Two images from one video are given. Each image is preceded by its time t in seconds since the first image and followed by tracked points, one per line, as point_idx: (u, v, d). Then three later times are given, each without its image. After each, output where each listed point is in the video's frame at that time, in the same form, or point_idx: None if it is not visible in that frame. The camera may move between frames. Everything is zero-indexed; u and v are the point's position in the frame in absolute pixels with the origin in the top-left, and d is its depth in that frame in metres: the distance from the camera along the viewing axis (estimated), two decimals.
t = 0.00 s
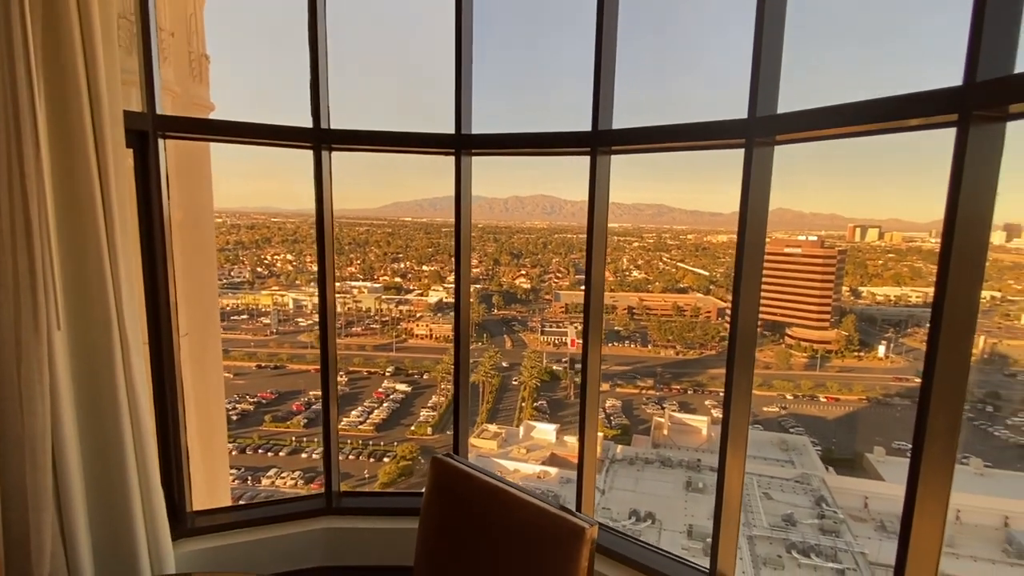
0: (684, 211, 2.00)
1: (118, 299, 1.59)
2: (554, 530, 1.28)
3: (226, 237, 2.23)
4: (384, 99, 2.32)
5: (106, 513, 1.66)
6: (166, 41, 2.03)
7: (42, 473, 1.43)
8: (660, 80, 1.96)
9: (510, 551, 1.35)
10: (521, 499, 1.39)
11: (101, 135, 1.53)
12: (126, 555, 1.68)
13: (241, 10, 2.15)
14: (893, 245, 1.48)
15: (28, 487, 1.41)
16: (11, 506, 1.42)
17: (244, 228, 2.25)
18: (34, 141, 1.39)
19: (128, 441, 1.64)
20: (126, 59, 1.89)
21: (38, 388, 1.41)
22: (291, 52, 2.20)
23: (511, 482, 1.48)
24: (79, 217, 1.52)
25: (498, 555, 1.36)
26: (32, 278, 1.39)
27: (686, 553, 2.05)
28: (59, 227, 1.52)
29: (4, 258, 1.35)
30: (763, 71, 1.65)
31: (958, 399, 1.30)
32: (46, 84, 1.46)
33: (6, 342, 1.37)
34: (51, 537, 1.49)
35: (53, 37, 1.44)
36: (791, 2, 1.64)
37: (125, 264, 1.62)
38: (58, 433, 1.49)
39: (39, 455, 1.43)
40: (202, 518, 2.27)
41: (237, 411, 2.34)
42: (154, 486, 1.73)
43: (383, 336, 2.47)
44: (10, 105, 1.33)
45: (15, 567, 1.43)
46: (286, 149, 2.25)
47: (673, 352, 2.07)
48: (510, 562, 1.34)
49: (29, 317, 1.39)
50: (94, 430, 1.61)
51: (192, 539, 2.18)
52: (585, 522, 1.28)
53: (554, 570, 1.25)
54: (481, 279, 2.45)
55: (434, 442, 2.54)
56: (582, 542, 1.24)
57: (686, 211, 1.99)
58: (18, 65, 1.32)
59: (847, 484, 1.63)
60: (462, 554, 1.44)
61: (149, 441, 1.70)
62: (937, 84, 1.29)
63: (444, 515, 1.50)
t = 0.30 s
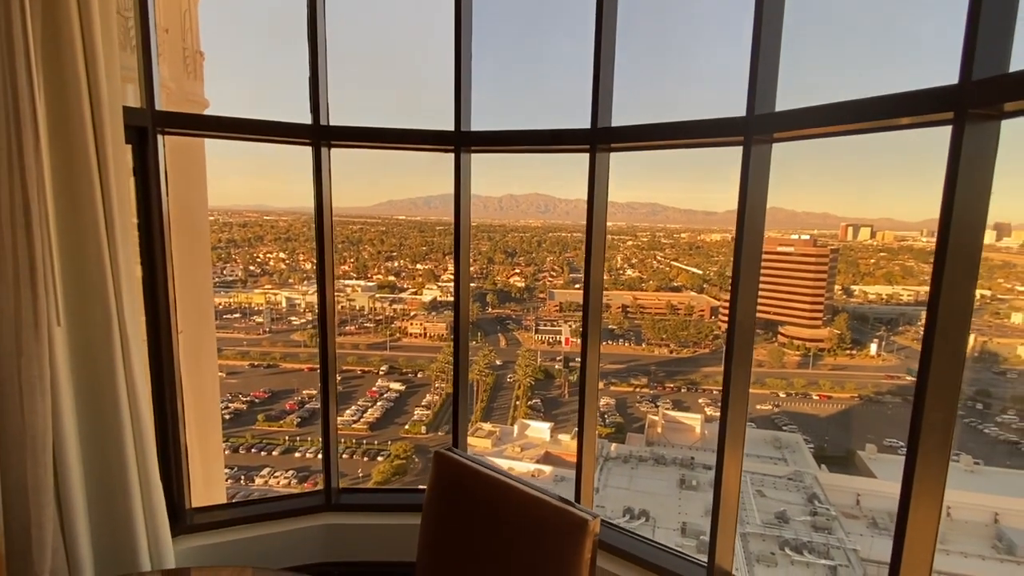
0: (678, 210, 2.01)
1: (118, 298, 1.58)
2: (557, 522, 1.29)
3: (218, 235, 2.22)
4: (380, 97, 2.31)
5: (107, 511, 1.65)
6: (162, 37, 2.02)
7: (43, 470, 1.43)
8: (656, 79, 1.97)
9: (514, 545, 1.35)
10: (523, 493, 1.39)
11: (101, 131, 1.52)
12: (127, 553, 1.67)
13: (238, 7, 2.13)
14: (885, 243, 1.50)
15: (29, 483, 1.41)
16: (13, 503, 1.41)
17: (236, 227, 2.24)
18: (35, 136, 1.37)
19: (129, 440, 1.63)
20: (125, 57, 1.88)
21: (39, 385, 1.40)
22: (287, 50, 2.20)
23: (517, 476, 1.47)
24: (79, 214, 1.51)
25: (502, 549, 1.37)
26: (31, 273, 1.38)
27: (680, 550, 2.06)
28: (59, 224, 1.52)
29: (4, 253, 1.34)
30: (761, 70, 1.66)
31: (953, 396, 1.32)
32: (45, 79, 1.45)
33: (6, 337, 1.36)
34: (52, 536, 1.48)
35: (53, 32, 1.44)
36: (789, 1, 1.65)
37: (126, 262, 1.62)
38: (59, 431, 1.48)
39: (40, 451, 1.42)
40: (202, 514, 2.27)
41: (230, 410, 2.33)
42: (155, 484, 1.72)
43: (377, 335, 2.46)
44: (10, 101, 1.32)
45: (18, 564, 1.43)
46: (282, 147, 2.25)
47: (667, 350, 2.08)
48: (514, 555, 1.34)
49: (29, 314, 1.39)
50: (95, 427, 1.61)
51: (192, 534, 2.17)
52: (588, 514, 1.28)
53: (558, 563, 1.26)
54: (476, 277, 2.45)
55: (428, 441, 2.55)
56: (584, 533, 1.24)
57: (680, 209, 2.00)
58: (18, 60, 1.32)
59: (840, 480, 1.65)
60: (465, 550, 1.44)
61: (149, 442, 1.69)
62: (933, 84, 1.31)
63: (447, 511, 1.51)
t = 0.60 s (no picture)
0: (688, 209, 2.00)
1: (130, 295, 1.59)
2: (565, 523, 1.29)
3: (228, 235, 2.23)
4: (389, 98, 2.31)
5: (119, 509, 1.67)
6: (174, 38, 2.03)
7: (56, 468, 1.44)
8: (666, 78, 1.96)
9: (522, 546, 1.35)
10: (532, 494, 1.39)
11: (114, 131, 1.53)
12: (138, 551, 1.69)
13: (248, 8, 2.15)
14: (896, 244, 1.49)
15: (41, 480, 1.42)
16: (25, 500, 1.43)
17: (247, 226, 2.25)
18: (49, 137, 1.39)
19: (140, 440, 1.65)
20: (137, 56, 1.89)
21: (52, 383, 1.42)
22: (297, 51, 2.21)
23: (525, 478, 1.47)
24: (92, 212, 1.53)
25: (510, 550, 1.37)
26: (45, 273, 1.39)
27: (688, 551, 2.05)
28: (73, 224, 1.53)
29: (18, 252, 1.36)
30: (774, 69, 1.64)
31: (968, 398, 1.29)
32: (60, 80, 1.47)
33: (20, 335, 1.38)
34: (64, 533, 1.49)
35: (66, 33, 1.45)
36: None
37: (138, 260, 1.63)
38: (72, 429, 1.50)
39: (52, 449, 1.43)
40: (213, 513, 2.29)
41: (240, 407, 2.34)
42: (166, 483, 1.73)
43: (385, 334, 2.47)
44: (24, 103, 1.34)
45: (31, 561, 1.44)
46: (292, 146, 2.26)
47: (675, 351, 2.07)
48: (522, 556, 1.34)
49: (42, 312, 1.40)
50: (107, 426, 1.63)
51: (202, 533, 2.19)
52: (597, 517, 1.28)
53: (565, 564, 1.26)
54: (484, 276, 2.45)
55: (436, 440, 2.55)
56: (592, 535, 1.24)
57: (689, 209, 1.99)
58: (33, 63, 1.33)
59: (849, 482, 1.65)
60: (473, 551, 1.44)
61: (160, 441, 1.71)
62: (950, 83, 1.29)
63: (455, 512, 1.51)
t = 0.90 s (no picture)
0: (698, 207, 1.98)
1: (138, 290, 1.60)
2: (571, 530, 1.28)
3: (241, 235, 2.24)
4: (398, 96, 2.32)
5: (126, 507, 1.68)
6: (184, 39, 2.04)
7: (63, 467, 1.46)
8: (676, 76, 1.94)
9: (527, 552, 1.34)
10: (538, 499, 1.38)
11: (122, 133, 1.54)
12: (145, 549, 1.70)
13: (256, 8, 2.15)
14: (909, 242, 1.46)
15: (49, 479, 1.44)
16: (33, 498, 1.45)
17: (259, 225, 2.26)
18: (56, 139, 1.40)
19: (147, 442, 1.66)
20: (145, 56, 1.89)
21: (59, 382, 1.43)
22: (306, 51, 2.21)
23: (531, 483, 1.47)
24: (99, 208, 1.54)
25: (514, 555, 1.37)
26: (53, 273, 1.41)
27: (697, 552, 2.04)
28: (82, 225, 1.55)
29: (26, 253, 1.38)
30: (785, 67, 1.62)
31: (985, 399, 1.27)
32: (69, 84, 1.48)
33: (28, 335, 1.40)
34: (71, 531, 1.51)
35: (74, 35, 1.46)
36: None
37: (145, 256, 1.64)
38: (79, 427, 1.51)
39: (60, 449, 1.45)
40: (219, 514, 2.29)
41: (252, 405, 2.36)
42: (174, 482, 1.75)
43: (396, 332, 2.47)
44: (32, 105, 1.36)
45: (38, 560, 1.46)
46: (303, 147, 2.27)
47: (686, 350, 2.06)
48: (527, 561, 1.34)
49: (50, 308, 1.42)
50: (114, 427, 1.64)
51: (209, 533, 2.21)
52: (603, 524, 1.27)
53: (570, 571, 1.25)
54: (493, 275, 2.45)
55: (446, 438, 2.55)
56: (599, 542, 1.23)
57: (700, 207, 1.97)
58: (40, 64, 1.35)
59: (861, 483, 1.62)
60: (477, 554, 1.44)
61: (168, 443, 1.72)
62: (966, 79, 1.27)
63: (461, 514, 1.51)
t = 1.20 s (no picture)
0: (704, 205, 1.97)
1: (138, 285, 1.61)
2: (570, 533, 1.28)
3: (247, 233, 2.25)
4: (401, 94, 2.31)
5: (127, 505, 1.69)
6: (187, 37, 2.04)
7: (64, 466, 1.47)
8: (680, 73, 1.93)
9: (526, 554, 1.34)
10: (538, 502, 1.38)
11: (123, 133, 1.55)
12: (147, 546, 1.71)
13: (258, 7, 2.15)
14: (916, 241, 1.46)
15: (50, 478, 1.45)
16: (35, 498, 1.45)
17: (265, 224, 2.27)
18: (57, 139, 1.40)
19: (149, 443, 1.67)
20: (147, 56, 1.90)
21: (60, 381, 1.44)
22: (308, 49, 2.21)
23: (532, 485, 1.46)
24: (99, 204, 1.54)
25: (514, 557, 1.36)
26: (54, 271, 1.42)
27: (701, 551, 2.03)
28: (82, 223, 1.55)
29: (27, 252, 1.38)
30: (790, 64, 1.61)
31: (990, 398, 1.26)
32: (70, 83, 1.48)
33: (29, 334, 1.40)
34: (73, 530, 1.52)
35: (75, 35, 1.46)
36: None
37: (146, 252, 1.64)
38: (81, 424, 1.52)
39: (61, 448, 1.46)
40: (222, 512, 2.30)
41: (257, 403, 2.36)
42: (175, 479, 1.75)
43: (400, 330, 2.48)
44: (33, 104, 1.36)
45: (39, 559, 1.47)
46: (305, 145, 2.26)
47: (690, 349, 2.05)
48: (527, 561, 1.34)
49: (51, 306, 1.42)
50: (115, 427, 1.65)
51: (211, 531, 2.22)
52: (604, 526, 1.27)
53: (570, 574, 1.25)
54: (497, 274, 2.45)
55: (450, 436, 2.55)
56: (598, 546, 1.23)
57: (704, 205, 1.96)
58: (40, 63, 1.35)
59: (867, 483, 1.61)
60: (477, 555, 1.44)
61: (169, 443, 1.72)
62: (974, 75, 1.25)
63: (461, 515, 1.51)
